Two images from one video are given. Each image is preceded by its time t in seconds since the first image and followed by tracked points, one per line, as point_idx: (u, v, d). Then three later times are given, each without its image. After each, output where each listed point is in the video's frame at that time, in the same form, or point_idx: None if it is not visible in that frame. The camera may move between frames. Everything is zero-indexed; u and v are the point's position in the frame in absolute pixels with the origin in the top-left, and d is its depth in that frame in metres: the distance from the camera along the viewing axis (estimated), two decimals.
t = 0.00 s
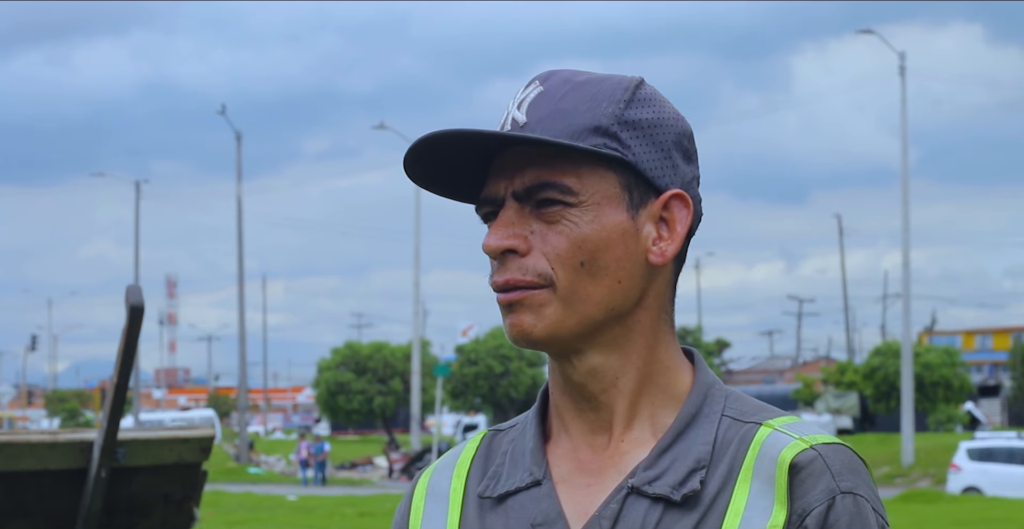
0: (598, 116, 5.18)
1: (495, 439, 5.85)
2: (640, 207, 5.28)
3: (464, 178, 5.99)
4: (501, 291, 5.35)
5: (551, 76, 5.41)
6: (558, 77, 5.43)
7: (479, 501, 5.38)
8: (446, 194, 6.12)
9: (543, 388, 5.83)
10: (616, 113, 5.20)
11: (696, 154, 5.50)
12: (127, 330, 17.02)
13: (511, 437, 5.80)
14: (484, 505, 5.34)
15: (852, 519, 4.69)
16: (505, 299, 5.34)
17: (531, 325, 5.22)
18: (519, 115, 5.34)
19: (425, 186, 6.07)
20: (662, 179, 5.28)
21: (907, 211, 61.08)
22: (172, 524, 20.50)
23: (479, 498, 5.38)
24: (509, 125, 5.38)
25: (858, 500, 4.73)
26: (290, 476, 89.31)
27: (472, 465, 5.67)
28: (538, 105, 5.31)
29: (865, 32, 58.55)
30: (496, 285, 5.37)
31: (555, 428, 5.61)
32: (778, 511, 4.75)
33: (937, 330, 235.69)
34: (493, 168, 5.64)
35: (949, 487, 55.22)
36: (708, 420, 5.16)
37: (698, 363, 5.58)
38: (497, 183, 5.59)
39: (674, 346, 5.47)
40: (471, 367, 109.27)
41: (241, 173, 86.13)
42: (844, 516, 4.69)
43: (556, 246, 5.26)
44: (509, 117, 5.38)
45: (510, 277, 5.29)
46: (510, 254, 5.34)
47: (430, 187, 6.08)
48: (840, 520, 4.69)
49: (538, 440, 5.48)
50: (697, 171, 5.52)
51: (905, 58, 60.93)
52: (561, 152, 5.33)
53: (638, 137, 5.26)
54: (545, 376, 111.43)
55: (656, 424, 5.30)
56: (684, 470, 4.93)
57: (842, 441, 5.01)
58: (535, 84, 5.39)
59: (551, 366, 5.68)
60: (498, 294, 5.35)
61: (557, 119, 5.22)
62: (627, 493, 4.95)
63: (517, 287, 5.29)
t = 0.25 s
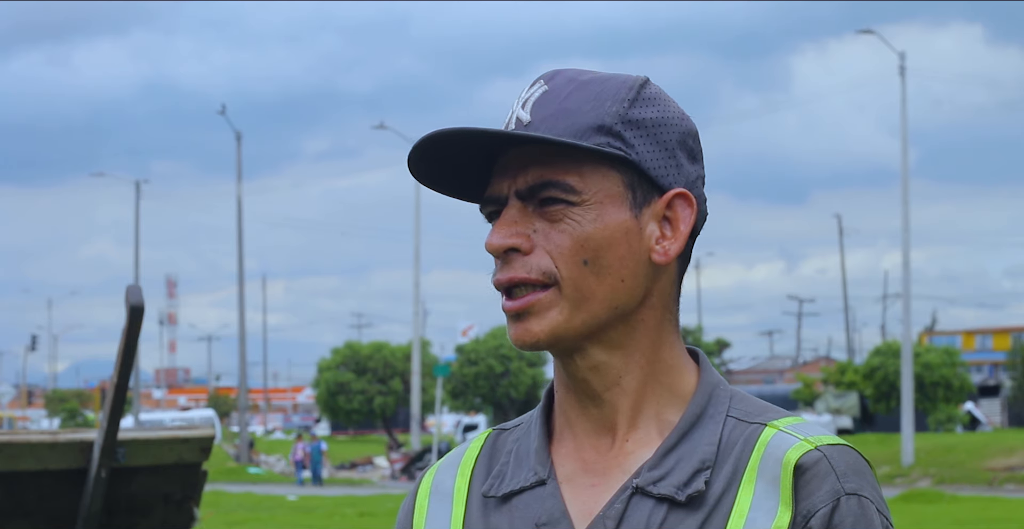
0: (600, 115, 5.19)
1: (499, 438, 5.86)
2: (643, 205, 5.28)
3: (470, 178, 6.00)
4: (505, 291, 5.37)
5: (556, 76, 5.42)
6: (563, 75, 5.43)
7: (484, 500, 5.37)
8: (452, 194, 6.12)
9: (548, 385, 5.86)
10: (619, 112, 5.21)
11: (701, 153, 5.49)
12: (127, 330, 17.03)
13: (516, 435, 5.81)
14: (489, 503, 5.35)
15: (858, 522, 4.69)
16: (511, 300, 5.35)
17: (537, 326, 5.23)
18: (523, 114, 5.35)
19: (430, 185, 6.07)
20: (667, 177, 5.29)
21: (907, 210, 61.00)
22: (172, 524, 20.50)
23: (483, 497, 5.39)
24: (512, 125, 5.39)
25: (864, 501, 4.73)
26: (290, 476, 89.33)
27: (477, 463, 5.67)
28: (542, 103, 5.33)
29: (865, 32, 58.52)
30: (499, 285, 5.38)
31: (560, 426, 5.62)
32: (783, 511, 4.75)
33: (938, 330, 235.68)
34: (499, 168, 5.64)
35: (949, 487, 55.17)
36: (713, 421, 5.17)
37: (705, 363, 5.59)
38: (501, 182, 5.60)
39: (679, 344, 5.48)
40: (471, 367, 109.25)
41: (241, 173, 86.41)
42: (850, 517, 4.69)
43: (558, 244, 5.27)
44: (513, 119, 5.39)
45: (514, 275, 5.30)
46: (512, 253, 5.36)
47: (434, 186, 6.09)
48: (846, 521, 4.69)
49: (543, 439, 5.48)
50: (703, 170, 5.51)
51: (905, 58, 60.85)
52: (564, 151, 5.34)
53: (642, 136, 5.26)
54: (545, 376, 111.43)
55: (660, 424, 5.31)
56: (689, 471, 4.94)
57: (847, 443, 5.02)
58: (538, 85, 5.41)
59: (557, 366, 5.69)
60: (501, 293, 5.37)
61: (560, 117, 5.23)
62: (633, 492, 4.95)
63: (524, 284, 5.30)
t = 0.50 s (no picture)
0: (578, 114, 5.20)
1: (502, 437, 5.87)
2: (629, 202, 5.26)
3: (460, 183, 6.00)
4: (498, 293, 5.39)
5: (540, 80, 5.43)
6: (547, 78, 5.44)
7: (487, 500, 5.37)
8: (441, 200, 6.12)
9: (549, 388, 5.86)
10: (597, 110, 5.20)
11: (693, 146, 5.45)
12: (127, 330, 17.03)
13: (518, 436, 5.81)
14: (492, 505, 5.34)
15: (861, 521, 4.70)
16: (504, 305, 5.38)
17: (526, 330, 5.26)
18: (508, 120, 5.37)
19: (422, 192, 6.08)
20: (654, 176, 5.27)
21: (907, 211, 60.91)
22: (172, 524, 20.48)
23: (486, 498, 5.38)
24: (500, 128, 5.40)
25: (868, 503, 4.73)
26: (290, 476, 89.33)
27: (479, 463, 5.67)
28: (523, 111, 5.34)
29: (865, 31, 58.43)
30: (490, 286, 5.42)
31: (558, 427, 5.63)
32: (787, 512, 4.75)
33: (937, 330, 235.62)
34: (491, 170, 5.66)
35: (949, 487, 55.14)
36: (714, 422, 5.17)
37: (705, 363, 5.58)
38: (491, 185, 5.62)
39: (679, 344, 5.47)
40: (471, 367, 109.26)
41: (241, 173, 86.59)
42: (854, 518, 4.69)
43: (547, 246, 5.29)
44: (500, 124, 5.40)
45: (504, 280, 5.33)
46: (499, 257, 5.40)
47: (425, 194, 6.10)
48: (850, 521, 4.69)
49: (543, 441, 5.49)
50: (695, 163, 5.47)
51: (905, 58, 60.72)
52: (551, 152, 5.34)
53: (624, 133, 5.25)
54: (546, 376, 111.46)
55: (658, 423, 5.30)
56: (691, 472, 4.93)
57: (851, 443, 5.01)
58: (525, 88, 5.42)
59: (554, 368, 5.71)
60: (494, 298, 5.39)
61: (540, 122, 5.24)
62: (635, 494, 4.96)
63: (516, 289, 5.32)
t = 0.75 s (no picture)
0: (594, 115, 5.20)
1: (499, 438, 5.86)
2: (639, 205, 5.28)
3: (471, 177, 5.99)
4: (502, 290, 5.37)
5: (552, 77, 5.42)
6: (558, 75, 5.43)
7: (482, 500, 5.39)
8: (453, 194, 6.12)
9: (545, 388, 5.87)
10: (613, 111, 5.22)
11: (697, 153, 5.51)
12: (127, 331, 17.04)
13: (514, 436, 5.82)
14: (488, 505, 5.36)
15: (857, 521, 4.70)
16: (507, 302, 5.36)
17: (531, 328, 5.24)
18: (519, 115, 5.35)
19: (432, 187, 6.09)
20: (665, 178, 5.30)
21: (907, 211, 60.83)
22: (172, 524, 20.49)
23: (482, 498, 5.39)
24: (509, 125, 5.38)
25: (863, 501, 4.74)
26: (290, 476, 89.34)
27: (475, 463, 5.68)
28: (535, 109, 5.33)
29: (865, 31, 58.34)
30: (497, 285, 5.39)
31: (554, 428, 5.63)
32: (782, 511, 4.77)
33: (937, 330, 235.59)
34: (495, 168, 5.66)
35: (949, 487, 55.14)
36: (711, 422, 5.18)
37: (701, 364, 5.60)
38: (495, 184, 5.63)
39: (675, 346, 5.49)
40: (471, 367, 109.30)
41: (241, 173, 86.65)
42: (849, 517, 4.70)
43: (553, 246, 5.27)
44: (510, 120, 5.39)
45: (513, 276, 5.31)
46: (508, 254, 5.37)
47: (429, 185, 6.09)
48: (845, 520, 4.70)
49: (540, 442, 5.49)
50: (700, 169, 5.52)
51: (905, 58, 60.60)
52: (564, 151, 5.33)
53: (637, 136, 5.27)
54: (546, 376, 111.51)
55: (655, 424, 5.32)
56: (688, 472, 4.95)
57: (847, 443, 5.02)
58: (535, 84, 5.42)
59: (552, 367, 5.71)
60: (499, 296, 5.37)
61: (555, 119, 5.24)
62: (631, 494, 4.97)
63: (522, 286, 5.31)
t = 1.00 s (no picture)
0: (637, 113, 5.21)
1: (492, 438, 5.87)
2: (669, 207, 5.37)
3: (483, 157, 5.93)
4: (524, 277, 5.28)
5: (580, 68, 5.38)
6: (590, 66, 5.40)
7: (478, 498, 5.40)
8: (469, 179, 6.09)
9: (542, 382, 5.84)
10: (654, 109, 5.24)
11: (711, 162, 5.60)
12: (127, 331, 17.04)
13: (509, 436, 5.81)
14: (483, 502, 5.36)
15: (853, 520, 4.71)
16: (529, 288, 5.27)
17: (560, 316, 5.17)
18: (554, 102, 5.27)
19: (454, 171, 6.06)
20: (691, 180, 5.39)
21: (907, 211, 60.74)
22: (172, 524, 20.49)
23: (478, 495, 5.40)
24: (540, 107, 5.32)
25: (858, 500, 4.75)
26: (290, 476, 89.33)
27: (471, 461, 5.68)
28: (570, 97, 5.27)
29: (865, 30, 58.26)
30: (519, 272, 5.31)
31: (552, 425, 5.62)
32: (779, 510, 4.78)
33: (937, 330, 235.49)
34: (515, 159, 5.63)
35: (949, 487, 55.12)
36: (708, 421, 5.18)
37: (696, 363, 5.60)
38: (508, 178, 5.64)
39: (675, 345, 5.47)
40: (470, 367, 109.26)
41: (241, 173, 86.68)
42: (845, 518, 4.70)
43: (591, 236, 5.22)
44: (540, 104, 5.33)
45: (542, 264, 5.23)
46: (544, 240, 5.27)
47: (450, 167, 6.03)
48: (841, 521, 4.70)
49: (535, 439, 5.49)
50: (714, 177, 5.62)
51: (905, 58, 60.49)
52: (605, 142, 5.31)
53: (671, 138, 5.34)
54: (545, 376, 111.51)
55: (654, 424, 5.32)
56: (685, 469, 4.95)
57: (842, 442, 5.03)
58: (566, 74, 5.36)
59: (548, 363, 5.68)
60: (521, 283, 5.29)
61: (595, 113, 5.21)
62: (628, 492, 4.97)
63: (549, 275, 5.23)
